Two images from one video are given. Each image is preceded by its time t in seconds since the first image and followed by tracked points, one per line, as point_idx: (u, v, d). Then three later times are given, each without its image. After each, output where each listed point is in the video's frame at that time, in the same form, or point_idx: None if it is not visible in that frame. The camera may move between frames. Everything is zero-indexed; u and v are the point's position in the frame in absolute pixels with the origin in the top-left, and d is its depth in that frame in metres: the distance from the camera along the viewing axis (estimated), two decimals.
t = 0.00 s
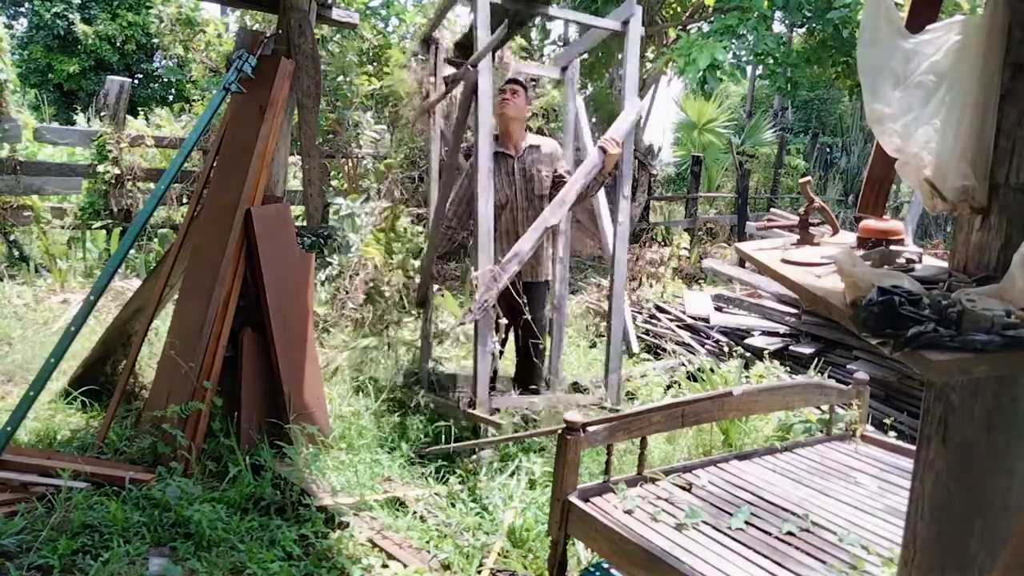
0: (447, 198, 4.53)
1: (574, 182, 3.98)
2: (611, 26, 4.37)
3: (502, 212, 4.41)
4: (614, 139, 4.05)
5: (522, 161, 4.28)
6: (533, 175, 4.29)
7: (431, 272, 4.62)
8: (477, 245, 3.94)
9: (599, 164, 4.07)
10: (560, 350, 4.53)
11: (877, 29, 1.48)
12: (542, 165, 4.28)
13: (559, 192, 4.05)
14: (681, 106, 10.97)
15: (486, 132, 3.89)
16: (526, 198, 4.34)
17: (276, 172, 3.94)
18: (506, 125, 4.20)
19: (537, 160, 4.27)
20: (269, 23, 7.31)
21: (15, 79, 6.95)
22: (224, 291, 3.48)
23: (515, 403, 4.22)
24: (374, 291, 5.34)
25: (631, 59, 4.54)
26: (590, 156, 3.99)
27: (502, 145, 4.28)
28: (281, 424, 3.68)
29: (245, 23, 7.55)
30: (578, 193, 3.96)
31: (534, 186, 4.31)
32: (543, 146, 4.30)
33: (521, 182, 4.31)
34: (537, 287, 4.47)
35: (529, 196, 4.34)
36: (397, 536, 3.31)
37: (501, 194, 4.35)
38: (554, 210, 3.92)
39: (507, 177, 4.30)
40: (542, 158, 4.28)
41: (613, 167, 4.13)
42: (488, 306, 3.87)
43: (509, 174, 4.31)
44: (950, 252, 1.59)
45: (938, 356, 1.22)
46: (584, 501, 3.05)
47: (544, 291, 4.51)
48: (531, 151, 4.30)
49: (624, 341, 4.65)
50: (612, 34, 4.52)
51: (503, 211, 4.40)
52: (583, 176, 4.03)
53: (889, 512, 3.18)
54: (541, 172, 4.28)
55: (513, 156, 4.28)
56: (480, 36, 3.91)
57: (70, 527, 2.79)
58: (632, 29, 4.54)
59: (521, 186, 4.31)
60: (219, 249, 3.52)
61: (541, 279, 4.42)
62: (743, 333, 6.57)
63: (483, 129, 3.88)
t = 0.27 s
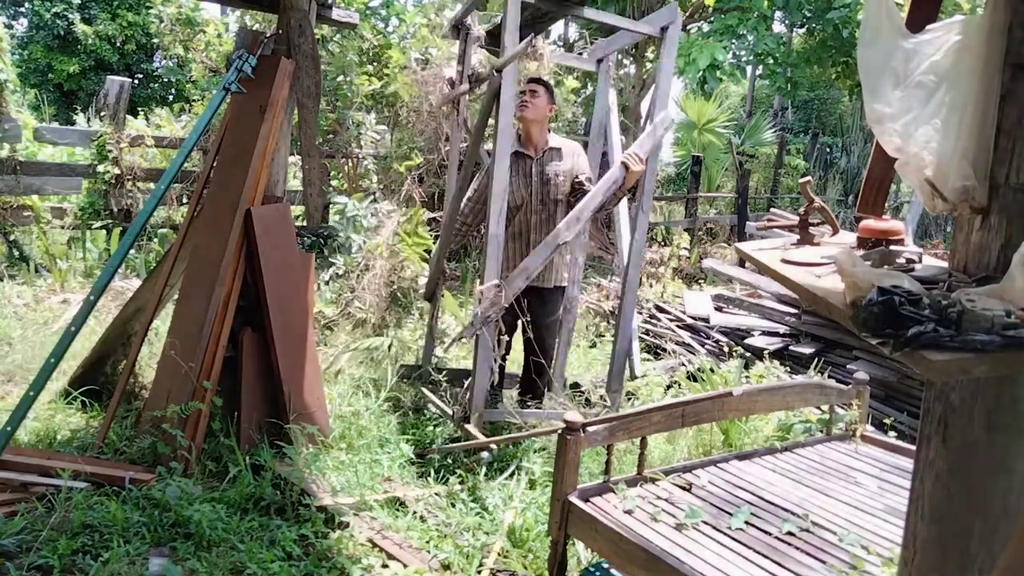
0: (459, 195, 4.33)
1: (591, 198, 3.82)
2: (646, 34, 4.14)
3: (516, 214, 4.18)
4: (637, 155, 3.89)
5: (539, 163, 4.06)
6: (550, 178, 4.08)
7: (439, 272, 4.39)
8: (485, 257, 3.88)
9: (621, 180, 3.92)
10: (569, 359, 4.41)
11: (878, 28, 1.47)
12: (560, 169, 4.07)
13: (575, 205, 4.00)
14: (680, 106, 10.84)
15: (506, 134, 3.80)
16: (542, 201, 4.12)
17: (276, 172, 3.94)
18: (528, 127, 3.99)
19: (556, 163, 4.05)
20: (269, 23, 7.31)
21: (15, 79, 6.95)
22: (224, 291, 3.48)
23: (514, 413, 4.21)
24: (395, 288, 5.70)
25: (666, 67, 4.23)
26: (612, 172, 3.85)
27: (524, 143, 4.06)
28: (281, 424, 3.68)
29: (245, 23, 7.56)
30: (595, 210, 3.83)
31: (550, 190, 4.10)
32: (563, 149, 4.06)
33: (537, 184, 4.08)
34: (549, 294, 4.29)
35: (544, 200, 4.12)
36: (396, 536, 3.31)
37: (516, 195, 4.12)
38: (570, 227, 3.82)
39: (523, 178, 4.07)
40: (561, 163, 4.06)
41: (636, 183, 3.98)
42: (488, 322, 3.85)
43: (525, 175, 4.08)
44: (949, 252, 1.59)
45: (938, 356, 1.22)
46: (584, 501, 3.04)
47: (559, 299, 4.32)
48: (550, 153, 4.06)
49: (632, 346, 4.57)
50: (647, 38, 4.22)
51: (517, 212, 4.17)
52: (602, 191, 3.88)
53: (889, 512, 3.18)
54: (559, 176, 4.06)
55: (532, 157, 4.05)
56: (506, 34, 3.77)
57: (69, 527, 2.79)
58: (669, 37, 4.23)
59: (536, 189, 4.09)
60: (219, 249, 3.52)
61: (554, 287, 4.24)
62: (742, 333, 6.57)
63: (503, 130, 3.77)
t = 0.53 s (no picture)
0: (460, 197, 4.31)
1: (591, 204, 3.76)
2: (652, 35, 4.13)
3: (516, 217, 4.14)
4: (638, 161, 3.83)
5: (539, 166, 4.00)
6: (550, 181, 4.02)
7: (440, 272, 4.41)
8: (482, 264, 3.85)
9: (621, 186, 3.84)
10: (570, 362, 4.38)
11: (878, 28, 1.47)
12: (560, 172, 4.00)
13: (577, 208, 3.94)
14: (681, 106, 10.71)
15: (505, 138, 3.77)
16: (542, 205, 4.07)
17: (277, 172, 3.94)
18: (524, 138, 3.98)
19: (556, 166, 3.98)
20: (269, 23, 7.31)
21: (15, 79, 6.95)
22: (224, 291, 3.48)
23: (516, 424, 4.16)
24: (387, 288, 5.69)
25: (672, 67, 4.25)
26: (612, 180, 3.77)
27: (520, 148, 4.05)
28: (281, 424, 3.68)
29: (245, 23, 7.56)
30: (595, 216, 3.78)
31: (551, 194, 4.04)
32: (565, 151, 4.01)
33: (537, 187, 4.03)
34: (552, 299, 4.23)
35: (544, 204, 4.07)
36: (396, 536, 3.31)
37: (515, 199, 4.07)
38: (569, 234, 3.78)
39: (523, 182, 4.03)
40: (562, 166, 4.00)
41: (637, 189, 3.92)
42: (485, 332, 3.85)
43: (525, 179, 4.03)
44: (950, 252, 1.59)
45: (937, 356, 1.22)
46: (584, 501, 3.04)
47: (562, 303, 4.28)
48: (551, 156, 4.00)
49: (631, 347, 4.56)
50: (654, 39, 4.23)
51: (517, 216, 4.13)
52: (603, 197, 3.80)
53: (889, 512, 3.18)
54: (559, 179, 4.00)
55: (531, 160, 4.01)
56: (507, 38, 3.77)
57: (69, 526, 2.79)
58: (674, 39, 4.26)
59: (536, 192, 4.04)
60: (218, 249, 3.52)
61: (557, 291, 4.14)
62: (743, 333, 6.57)
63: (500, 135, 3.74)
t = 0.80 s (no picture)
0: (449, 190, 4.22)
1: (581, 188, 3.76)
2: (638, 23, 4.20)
3: (506, 210, 4.10)
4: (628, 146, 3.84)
5: (531, 159, 4.00)
6: (541, 173, 4.01)
7: (430, 266, 4.36)
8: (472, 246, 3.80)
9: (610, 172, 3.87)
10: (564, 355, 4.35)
11: (878, 28, 1.47)
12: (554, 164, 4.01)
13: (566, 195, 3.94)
14: (681, 106, 10.55)
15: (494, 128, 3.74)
16: (534, 197, 4.05)
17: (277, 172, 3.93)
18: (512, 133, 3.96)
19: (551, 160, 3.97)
20: (269, 23, 7.31)
21: (15, 79, 6.95)
22: (224, 290, 3.48)
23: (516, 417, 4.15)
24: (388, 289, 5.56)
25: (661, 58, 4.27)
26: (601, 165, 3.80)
27: (510, 141, 4.03)
28: (281, 424, 3.68)
29: (245, 23, 7.56)
30: (585, 199, 3.77)
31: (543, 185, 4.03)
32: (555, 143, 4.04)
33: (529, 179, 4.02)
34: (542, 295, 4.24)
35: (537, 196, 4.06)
36: (397, 536, 3.31)
37: (507, 191, 4.04)
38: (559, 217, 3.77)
39: (514, 174, 4.01)
40: (553, 157, 4.02)
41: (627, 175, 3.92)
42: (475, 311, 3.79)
43: (516, 171, 4.01)
44: (950, 252, 1.59)
45: (937, 356, 1.22)
46: (584, 501, 3.04)
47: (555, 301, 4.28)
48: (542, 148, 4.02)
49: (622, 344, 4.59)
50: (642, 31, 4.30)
51: (508, 209, 4.09)
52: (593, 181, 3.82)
53: (889, 512, 3.19)
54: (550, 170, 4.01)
55: (523, 153, 4.00)
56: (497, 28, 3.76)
57: (70, 527, 2.79)
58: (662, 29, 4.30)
59: (529, 185, 4.02)
60: (219, 250, 3.52)
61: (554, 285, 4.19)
62: (743, 333, 6.57)
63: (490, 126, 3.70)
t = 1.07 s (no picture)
0: (445, 189, 4.24)
1: (574, 184, 3.71)
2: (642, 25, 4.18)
3: (500, 210, 4.11)
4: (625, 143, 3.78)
5: (529, 159, 3.96)
6: (538, 174, 3.96)
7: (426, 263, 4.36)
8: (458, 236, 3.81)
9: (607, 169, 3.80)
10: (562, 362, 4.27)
11: (878, 28, 1.46)
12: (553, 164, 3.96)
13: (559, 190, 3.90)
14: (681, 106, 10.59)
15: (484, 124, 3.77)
16: (531, 197, 4.02)
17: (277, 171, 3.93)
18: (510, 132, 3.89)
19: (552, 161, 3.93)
20: (269, 23, 7.31)
21: (15, 79, 6.94)
22: (224, 290, 3.48)
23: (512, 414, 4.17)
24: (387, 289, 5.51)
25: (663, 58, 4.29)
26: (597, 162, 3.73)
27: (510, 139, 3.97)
28: (281, 424, 3.68)
29: (245, 23, 7.56)
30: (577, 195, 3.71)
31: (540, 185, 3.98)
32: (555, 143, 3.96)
33: (526, 180, 3.99)
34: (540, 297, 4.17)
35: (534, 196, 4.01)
36: (397, 536, 3.31)
37: (501, 191, 4.05)
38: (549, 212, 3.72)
39: (509, 174, 4.00)
40: (552, 157, 3.95)
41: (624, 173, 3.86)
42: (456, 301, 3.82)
43: (512, 172, 4.00)
44: (949, 253, 1.59)
45: (937, 356, 1.22)
46: (584, 501, 3.04)
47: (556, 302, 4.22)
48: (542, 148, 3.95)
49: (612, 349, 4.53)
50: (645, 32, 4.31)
51: (502, 209, 4.10)
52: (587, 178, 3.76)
53: (889, 512, 3.19)
54: (549, 170, 3.95)
55: (521, 153, 3.95)
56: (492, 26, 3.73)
57: (70, 527, 2.79)
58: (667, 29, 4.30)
59: (525, 185, 4.00)
60: (219, 249, 3.52)
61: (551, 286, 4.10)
62: (743, 333, 6.57)
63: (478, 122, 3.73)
